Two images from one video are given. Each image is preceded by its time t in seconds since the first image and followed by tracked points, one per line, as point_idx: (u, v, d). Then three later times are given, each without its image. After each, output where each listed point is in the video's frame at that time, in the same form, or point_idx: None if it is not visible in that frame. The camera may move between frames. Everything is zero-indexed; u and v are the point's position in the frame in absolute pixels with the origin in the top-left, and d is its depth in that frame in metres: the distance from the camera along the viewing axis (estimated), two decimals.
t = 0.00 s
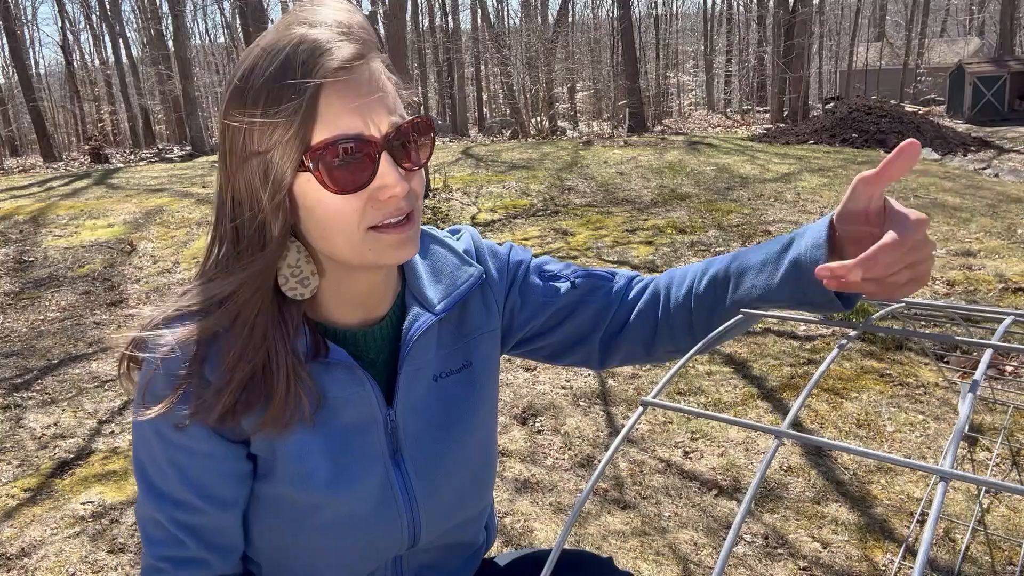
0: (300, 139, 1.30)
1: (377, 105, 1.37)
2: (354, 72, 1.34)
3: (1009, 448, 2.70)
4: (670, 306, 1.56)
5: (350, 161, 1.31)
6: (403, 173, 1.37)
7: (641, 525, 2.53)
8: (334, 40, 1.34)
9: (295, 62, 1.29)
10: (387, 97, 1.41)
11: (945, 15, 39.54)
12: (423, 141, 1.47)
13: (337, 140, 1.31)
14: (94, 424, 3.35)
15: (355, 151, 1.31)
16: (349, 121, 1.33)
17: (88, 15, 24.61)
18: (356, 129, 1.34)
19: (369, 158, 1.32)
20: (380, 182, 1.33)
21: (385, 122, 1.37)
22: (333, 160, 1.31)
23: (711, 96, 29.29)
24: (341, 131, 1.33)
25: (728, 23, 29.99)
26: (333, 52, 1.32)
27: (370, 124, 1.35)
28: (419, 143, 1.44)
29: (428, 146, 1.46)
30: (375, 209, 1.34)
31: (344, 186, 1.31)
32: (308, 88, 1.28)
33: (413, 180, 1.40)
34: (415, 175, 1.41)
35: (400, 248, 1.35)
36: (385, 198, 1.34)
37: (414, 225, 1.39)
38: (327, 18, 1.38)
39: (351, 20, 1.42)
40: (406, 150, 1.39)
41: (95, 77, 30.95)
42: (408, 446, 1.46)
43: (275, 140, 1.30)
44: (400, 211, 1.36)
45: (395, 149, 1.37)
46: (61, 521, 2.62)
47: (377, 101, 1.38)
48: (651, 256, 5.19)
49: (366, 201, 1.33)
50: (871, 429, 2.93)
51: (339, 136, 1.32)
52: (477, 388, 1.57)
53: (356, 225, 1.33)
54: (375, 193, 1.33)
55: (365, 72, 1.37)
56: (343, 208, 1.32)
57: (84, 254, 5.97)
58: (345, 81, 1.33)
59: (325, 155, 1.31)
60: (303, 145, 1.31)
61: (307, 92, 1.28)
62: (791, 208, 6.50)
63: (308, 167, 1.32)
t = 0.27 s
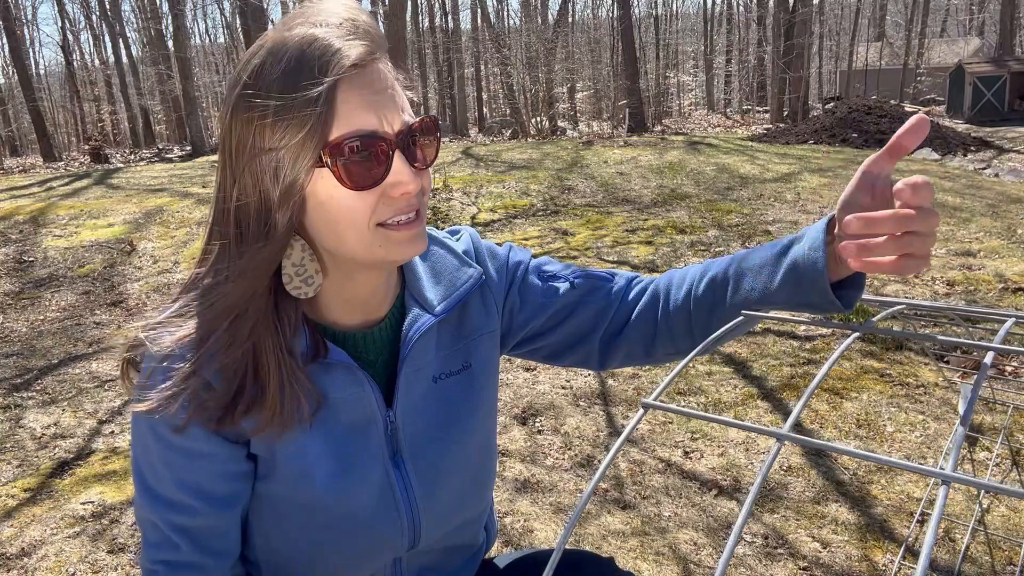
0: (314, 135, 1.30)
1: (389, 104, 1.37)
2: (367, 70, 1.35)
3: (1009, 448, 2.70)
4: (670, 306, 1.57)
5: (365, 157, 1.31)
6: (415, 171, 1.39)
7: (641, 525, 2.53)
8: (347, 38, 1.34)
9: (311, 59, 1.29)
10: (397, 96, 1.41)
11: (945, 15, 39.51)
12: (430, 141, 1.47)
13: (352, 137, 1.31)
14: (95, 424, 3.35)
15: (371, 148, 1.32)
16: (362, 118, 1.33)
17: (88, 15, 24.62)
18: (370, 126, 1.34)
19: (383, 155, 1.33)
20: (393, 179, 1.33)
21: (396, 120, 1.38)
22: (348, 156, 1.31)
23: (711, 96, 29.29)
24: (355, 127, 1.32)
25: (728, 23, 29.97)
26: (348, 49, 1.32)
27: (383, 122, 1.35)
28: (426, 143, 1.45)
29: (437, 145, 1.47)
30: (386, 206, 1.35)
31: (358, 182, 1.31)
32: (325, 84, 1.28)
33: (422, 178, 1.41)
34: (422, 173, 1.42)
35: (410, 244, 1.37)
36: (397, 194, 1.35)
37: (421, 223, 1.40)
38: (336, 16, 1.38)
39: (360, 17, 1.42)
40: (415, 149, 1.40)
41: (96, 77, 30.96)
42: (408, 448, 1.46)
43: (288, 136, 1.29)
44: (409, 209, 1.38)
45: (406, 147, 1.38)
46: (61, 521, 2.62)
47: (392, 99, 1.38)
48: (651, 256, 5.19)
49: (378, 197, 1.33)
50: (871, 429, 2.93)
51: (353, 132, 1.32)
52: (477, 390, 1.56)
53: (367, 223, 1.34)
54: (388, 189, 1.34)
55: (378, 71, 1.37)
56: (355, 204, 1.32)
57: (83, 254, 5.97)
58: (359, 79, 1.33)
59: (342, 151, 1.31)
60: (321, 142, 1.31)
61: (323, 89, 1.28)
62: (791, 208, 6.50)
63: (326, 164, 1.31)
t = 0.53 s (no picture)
0: (299, 139, 1.30)
1: (378, 106, 1.37)
2: (356, 72, 1.34)
3: (1009, 448, 2.70)
4: (669, 306, 1.57)
5: (349, 162, 1.31)
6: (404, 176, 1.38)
7: (641, 525, 2.53)
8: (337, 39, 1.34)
9: (298, 61, 1.29)
10: (389, 99, 1.41)
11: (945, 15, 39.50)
12: (424, 144, 1.46)
13: (335, 141, 1.31)
14: (94, 424, 3.35)
15: (354, 151, 1.31)
16: (349, 121, 1.33)
17: (88, 15, 24.61)
18: (356, 129, 1.33)
19: (369, 159, 1.32)
20: (379, 182, 1.33)
21: (387, 122, 1.37)
22: (333, 159, 1.31)
23: (711, 96, 29.28)
24: (341, 130, 1.32)
25: (728, 23, 29.96)
26: (334, 51, 1.31)
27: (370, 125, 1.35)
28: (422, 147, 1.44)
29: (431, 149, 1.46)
30: (373, 209, 1.34)
31: (343, 186, 1.31)
32: (309, 87, 1.28)
33: (413, 182, 1.40)
34: (416, 176, 1.41)
35: (399, 248, 1.36)
36: (383, 198, 1.34)
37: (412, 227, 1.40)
38: (330, 18, 1.38)
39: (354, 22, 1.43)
40: (407, 152, 1.39)
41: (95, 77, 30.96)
42: (408, 448, 1.46)
43: (275, 137, 1.30)
44: (398, 214, 1.37)
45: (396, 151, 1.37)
46: (61, 521, 2.62)
47: (381, 104, 1.37)
48: (651, 256, 5.19)
49: (365, 201, 1.33)
50: (871, 429, 2.93)
51: (340, 135, 1.32)
52: (476, 390, 1.56)
53: (356, 228, 1.34)
54: (374, 193, 1.33)
55: (368, 73, 1.36)
56: (341, 208, 1.32)
57: (83, 254, 5.96)
58: (346, 81, 1.33)
59: (323, 155, 1.30)
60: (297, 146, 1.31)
61: (307, 92, 1.28)
62: (791, 208, 6.50)
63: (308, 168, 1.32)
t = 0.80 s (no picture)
0: (264, 144, 1.32)
1: (345, 111, 1.34)
2: (324, 76, 1.32)
3: (1009, 448, 2.70)
4: (670, 308, 1.57)
5: (309, 170, 1.31)
6: (372, 182, 1.35)
7: (641, 525, 2.53)
8: (306, 43, 1.33)
9: (264, 68, 1.30)
10: (364, 102, 1.38)
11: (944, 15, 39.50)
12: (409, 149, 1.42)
13: (298, 148, 1.31)
14: (94, 424, 3.35)
15: (316, 159, 1.31)
16: (314, 127, 1.32)
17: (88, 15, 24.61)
18: (319, 136, 1.32)
19: (329, 168, 1.32)
20: (341, 191, 1.32)
21: (357, 127, 1.35)
22: (289, 167, 1.31)
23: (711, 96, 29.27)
24: (305, 136, 1.32)
25: (728, 23, 29.96)
26: (300, 57, 1.30)
27: (338, 131, 1.33)
28: (404, 149, 1.40)
29: (415, 153, 1.42)
30: (338, 217, 1.33)
31: (305, 194, 1.32)
32: (271, 94, 1.29)
33: (384, 187, 1.37)
34: (394, 180, 1.38)
35: (362, 256, 1.35)
36: (347, 207, 1.33)
37: (384, 233, 1.38)
38: (313, 22, 1.37)
39: (339, 22, 1.41)
40: (384, 157, 1.37)
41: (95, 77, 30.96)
42: (409, 448, 1.46)
43: (248, 138, 1.33)
44: (367, 221, 1.36)
45: (367, 157, 1.35)
46: (61, 521, 2.62)
47: (348, 111, 1.35)
48: (651, 256, 5.19)
49: (329, 207, 1.33)
50: (871, 429, 2.93)
51: (303, 141, 1.32)
52: (477, 390, 1.57)
53: (323, 233, 1.34)
54: (337, 201, 1.33)
55: (337, 78, 1.34)
56: (307, 215, 1.33)
57: (83, 254, 5.96)
58: (311, 87, 1.31)
59: (281, 163, 1.31)
60: (263, 147, 1.33)
61: (269, 99, 1.29)
62: (791, 208, 6.50)
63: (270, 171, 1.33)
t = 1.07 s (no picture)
0: (261, 144, 1.32)
1: (340, 112, 1.34)
2: (319, 77, 1.32)
3: (1009, 448, 2.70)
4: (669, 309, 1.57)
5: (304, 171, 1.31)
6: (369, 182, 1.35)
7: (641, 525, 2.53)
8: (302, 43, 1.32)
9: (259, 68, 1.30)
10: (362, 102, 1.38)
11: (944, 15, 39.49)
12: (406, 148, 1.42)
13: (294, 148, 1.31)
14: (94, 424, 3.35)
15: (315, 159, 1.31)
16: (309, 128, 1.32)
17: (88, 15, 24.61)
18: (314, 137, 1.32)
19: (324, 169, 1.32)
20: (336, 192, 1.32)
21: (354, 128, 1.35)
22: (283, 168, 1.31)
23: (711, 96, 29.26)
24: (300, 138, 1.32)
25: (728, 23, 29.94)
26: (295, 58, 1.30)
27: (334, 132, 1.33)
28: (403, 149, 1.40)
29: (413, 152, 1.42)
30: (333, 218, 1.33)
31: (300, 195, 1.32)
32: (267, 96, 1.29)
33: (381, 188, 1.37)
34: (392, 180, 1.38)
35: (359, 257, 1.35)
36: (343, 208, 1.33)
37: (381, 233, 1.37)
38: (310, 23, 1.38)
39: (337, 23, 1.41)
40: (382, 156, 1.37)
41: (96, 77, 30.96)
42: (410, 448, 1.46)
43: (245, 138, 1.33)
44: (365, 221, 1.36)
45: (363, 156, 1.35)
46: (61, 521, 2.62)
47: (343, 110, 1.34)
48: (651, 256, 5.19)
49: (325, 208, 1.33)
50: (871, 429, 2.93)
51: (299, 142, 1.32)
52: (478, 390, 1.57)
53: (320, 233, 1.34)
54: (332, 203, 1.33)
55: (334, 79, 1.34)
56: (302, 216, 1.33)
57: (83, 254, 5.96)
58: (306, 88, 1.31)
59: (275, 165, 1.31)
60: (260, 148, 1.33)
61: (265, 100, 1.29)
62: (791, 208, 6.50)
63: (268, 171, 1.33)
